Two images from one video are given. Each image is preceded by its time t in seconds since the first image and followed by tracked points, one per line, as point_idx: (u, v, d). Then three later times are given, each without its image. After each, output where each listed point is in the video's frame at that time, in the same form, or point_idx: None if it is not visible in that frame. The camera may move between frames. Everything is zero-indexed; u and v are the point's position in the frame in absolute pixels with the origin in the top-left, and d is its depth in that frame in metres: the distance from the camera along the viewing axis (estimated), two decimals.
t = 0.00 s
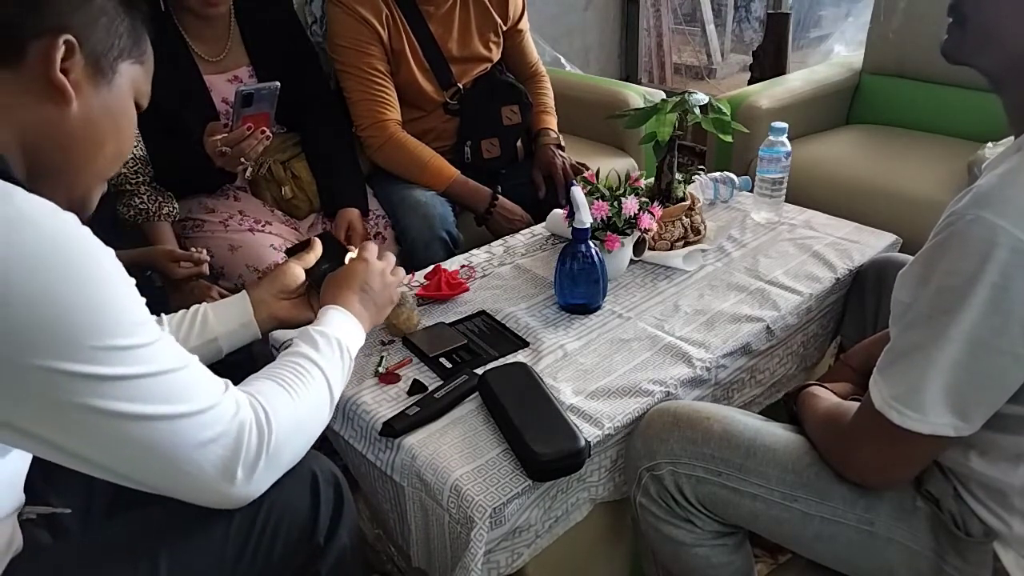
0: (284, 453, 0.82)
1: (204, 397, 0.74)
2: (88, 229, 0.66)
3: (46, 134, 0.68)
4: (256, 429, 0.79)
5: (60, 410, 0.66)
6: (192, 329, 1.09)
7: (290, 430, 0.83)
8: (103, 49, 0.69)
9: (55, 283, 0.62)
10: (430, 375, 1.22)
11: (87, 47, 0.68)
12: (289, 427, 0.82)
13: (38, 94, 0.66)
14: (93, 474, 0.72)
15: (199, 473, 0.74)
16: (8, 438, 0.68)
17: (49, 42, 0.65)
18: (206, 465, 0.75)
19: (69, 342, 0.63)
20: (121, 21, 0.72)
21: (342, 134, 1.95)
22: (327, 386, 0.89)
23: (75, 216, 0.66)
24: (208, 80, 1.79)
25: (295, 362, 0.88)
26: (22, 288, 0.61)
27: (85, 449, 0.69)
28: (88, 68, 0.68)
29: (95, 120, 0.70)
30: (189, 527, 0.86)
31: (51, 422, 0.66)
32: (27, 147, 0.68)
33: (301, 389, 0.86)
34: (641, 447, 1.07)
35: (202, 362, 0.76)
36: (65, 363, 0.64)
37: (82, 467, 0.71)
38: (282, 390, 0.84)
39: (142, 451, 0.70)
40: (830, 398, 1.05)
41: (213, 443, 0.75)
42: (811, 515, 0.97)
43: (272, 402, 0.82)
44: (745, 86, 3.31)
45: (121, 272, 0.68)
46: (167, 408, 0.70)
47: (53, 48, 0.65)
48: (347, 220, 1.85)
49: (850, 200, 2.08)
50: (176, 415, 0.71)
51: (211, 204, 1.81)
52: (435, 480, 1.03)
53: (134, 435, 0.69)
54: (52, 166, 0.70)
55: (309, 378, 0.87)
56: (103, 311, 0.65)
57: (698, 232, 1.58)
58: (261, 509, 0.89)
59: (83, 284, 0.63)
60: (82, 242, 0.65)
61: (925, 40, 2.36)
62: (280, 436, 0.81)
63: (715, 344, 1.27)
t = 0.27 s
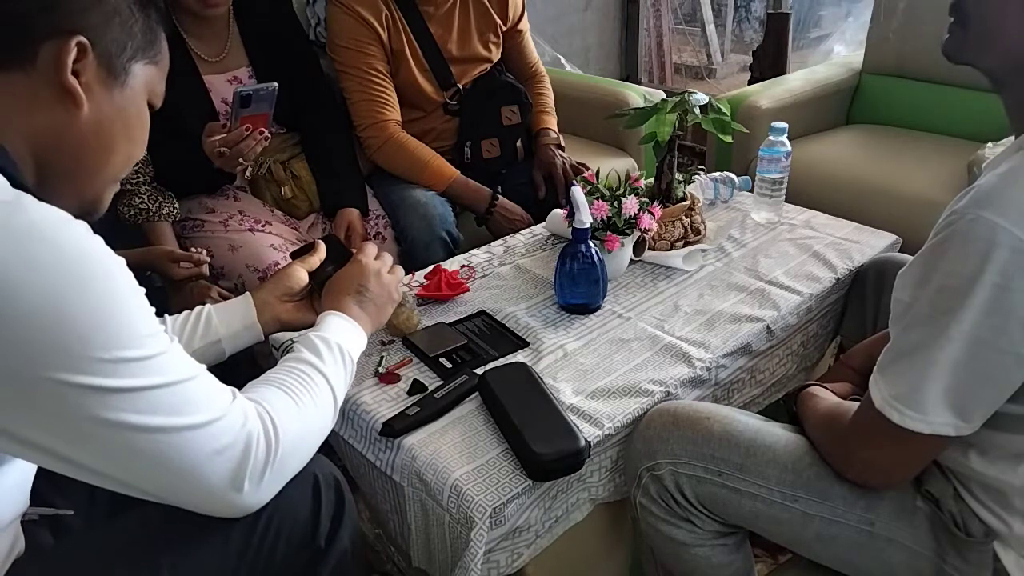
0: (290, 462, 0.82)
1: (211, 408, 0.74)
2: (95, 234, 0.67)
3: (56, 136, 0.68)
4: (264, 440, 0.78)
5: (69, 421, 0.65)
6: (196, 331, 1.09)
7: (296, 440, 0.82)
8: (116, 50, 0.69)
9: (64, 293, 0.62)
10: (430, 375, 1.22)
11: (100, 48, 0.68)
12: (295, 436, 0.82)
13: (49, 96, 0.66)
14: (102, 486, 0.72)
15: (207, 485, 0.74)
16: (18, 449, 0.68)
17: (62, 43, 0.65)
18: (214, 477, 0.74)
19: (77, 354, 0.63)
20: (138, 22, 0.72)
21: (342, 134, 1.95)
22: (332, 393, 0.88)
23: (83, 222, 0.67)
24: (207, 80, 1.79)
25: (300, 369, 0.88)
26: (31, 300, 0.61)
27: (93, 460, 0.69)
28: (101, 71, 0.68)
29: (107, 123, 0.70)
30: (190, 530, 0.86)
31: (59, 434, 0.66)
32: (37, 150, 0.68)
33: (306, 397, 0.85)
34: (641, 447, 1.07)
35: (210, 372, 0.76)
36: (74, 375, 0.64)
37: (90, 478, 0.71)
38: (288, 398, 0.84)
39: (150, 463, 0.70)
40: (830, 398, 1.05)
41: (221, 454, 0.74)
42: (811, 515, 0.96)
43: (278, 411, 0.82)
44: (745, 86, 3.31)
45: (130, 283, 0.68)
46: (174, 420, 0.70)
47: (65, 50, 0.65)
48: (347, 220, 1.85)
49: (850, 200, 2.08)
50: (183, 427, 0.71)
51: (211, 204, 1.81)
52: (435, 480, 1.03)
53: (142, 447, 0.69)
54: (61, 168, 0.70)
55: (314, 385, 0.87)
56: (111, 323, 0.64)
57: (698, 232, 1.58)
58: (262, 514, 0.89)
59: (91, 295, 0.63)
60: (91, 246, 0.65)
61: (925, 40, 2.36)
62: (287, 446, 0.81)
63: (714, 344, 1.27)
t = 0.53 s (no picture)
0: (294, 468, 0.81)
1: (215, 416, 0.73)
2: (99, 239, 0.67)
3: (61, 138, 0.68)
4: (268, 446, 0.78)
5: (73, 429, 0.66)
6: (199, 335, 1.09)
7: (301, 446, 0.82)
8: (122, 49, 0.69)
9: (67, 302, 0.62)
10: (430, 375, 1.22)
11: (105, 48, 0.68)
12: (299, 441, 0.82)
13: (53, 98, 0.66)
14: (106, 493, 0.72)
15: (211, 492, 0.74)
16: (23, 457, 0.68)
17: (67, 44, 0.65)
18: (217, 484, 0.74)
19: (80, 362, 0.63)
20: (144, 21, 0.72)
21: (342, 134, 1.95)
22: (335, 398, 0.88)
23: (86, 227, 0.67)
24: (207, 81, 1.79)
25: (303, 374, 0.88)
26: (34, 308, 0.61)
27: (98, 468, 0.69)
28: (106, 71, 0.68)
29: (112, 124, 0.70)
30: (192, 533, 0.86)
31: (64, 443, 0.66)
32: (41, 152, 0.68)
33: (310, 403, 0.85)
34: (641, 447, 1.07)
35: (214, 379, 0.76)
36: (76, 383, 0.64)
37: (96, 486, 0.71)
38: (292, 403, 0.84)
39: (154, 471, 0.70)
40: (830, 398, 1.05)
41: (225, 461, 0.74)
42: (812, 515, 0.97)
43: (282, 417, 0.82)
44: (745, 86, 3.31)
45: (134, 289, 0.68)
46: (178, 428, 0.70)
47: (70, 51, 0.65)
48: (347, 220, 1.85)
49: (850, 200, 2.08)
50: (186, 435, 0.70)
51: (211, 204, 1.81)
52: (435, 480, 1.03)
53: (146, 455, 0.69)
54: (65, 170, 0.70)
55: (317, 391, 0.87)
56: (114, 331, 0.64)
57: (698, 232, 1.58)
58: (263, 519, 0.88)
59: (94, 304, 0.63)
60: (95, 250, 0.65)
61: (925, 39, 2.36)
62: (291, 452, 0.81)
63: (714, 345, 1.27)
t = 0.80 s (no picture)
0: (295, 471, 0.81)
1: (215, 419, 0.73)
2: (99, 241, 0.67)
3: (60, 138, 0.68)
4: (269, 449, 0.78)
5: (73, 434, 0.66)
6: (200, 337, 1.09)
7: (302, 449, 0.82)
8: (122, 47, 0.69)
9: (66, 305, 0.62)
10: (430, 375, 1.22)
11: (104, 47, 0.68)
12: (300, 444, 0.82)
13: (52, 97, 0.66)
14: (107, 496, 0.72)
15: (211, 496, 0.74)
16: (24, 461, 0.68)
17: (67, 43, 0.65)
18: (218, 488, 0.74)
19: (79, 366, 0.63)
20: (144, 20, 0.72)
21: (342, 134, 1.95)
22: (335, 401, 0.88)
23: (87, 229, 0.68)
24: (207, 80, 1.79)
25: (303, 377, 0.88)
26: (33, 312, 0.61)
27: (99, 472, 0.69)
28: (105, 70, 0.68)
29: (111, 123, 0.70)
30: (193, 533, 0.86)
31: (64, 446, 0.66)
32: (40, 152, 0.68)
33: (310, 405, 0.85)
34: (641, 447, 1.07)
35: (214, 383, 0.76)
36: (76, 387, 0.64)
37: (96, 491, 0.71)
38: (292, 406, 0.84)
39: (154, 475, 0.70)
40: (829, 398, 1.05)
41: (225, 464, 0.74)
42: (812, 515, 0.96)
43: (282, 420, 0.82)
44: (745, 86, 3.31)
45: (133, 292, 0.68)
46: (178, 431, 0.70)
47: (69, 50, 0.65)
48: (347, 220, 1.85)
49: (849, 200, 2.08)
50: (187, 438, 0.70)
51: (211, 204, 1.81)
52: (435, 480, 1.03)
53: (146, 458, 0.69)
54: (64, 170, 0.70)
55: (318, 394, 0.86)
56: (113, 335, 0.64)
57: (698, 232, 1.58)
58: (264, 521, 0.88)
59: (93, 307, 0.63)
60: (95, 252, 0.66)
61: (925, 39, 2.36)
62: (292, 454, 0.81)
63: (714, 344, 1.27)
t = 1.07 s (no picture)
0: (294, 471, 0.81)
1: (215, 420, 0.73)
2: (99, 241, 0.67)
3: (58, 137, 0.68)
4: (268, 450, 0.78)
5: (73, 434, 0.66)
6: (200, 337, 1.09)
7: (301, 449, 0.82)
8: (120, 45, 0.69)
9: (65, 306, 0.62)
10: (430, 375, 1.22)
11: (102, 45, 0.68)
12: (299, 445, 0.82)
13: (50, 96, 0.66)
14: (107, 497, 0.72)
15: (212, 496, 0.74)
16: (24, 462, 0.68)
17: (64, 41, 0.65)
18: (218, 488, 0.74)
19: (79, 367, 0.63)
20: (141, 17, 0.72)
21: (342, 134, 1.95)
22: (335, 401, 0.88)
23: (86, 229, 0.68)
24: (207, 80, 1.79)
25: (303, 377, 0.88)
26: (32, 313, 0.61)
27: (99, 473, 0.69)
28: (104, 68, 0.68)
29: (110, 121, 0.70)
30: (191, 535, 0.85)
31: (64, 447, 0.66)
32: (39, 152, 0.68)
33: (310, 406, 0.85)
34: (641, 447, 1.07)
35: (214, 383, 0.76)
36: (76, 388, 0.64)
37: (96, 491, 0.71)
38: (291, 407, 0.84)
39: (154, 475, 0.70)
40: (830, 398, 1.05)
41: (225, 465, 0.74)
42: (812, 515, 0.96)
43: (282, 420, 0.82)
44: (745, 86, 3.31)
45: (133, 293, 0.68)
46: (178, 431, 0.70)
47: (67, 49, 0.65)
48: (347, 220, 1.85)
49: (850, 200, 2.08)
50: (187, 439, 0.70)
51: (211, 204, 1.81)
52: (435, 480, 1.03)
53: (145, 459, 0.69)
54: (62, 169, 0.70)
55: (317, 394, 0.87)
56: (113, 336, 0.64)
57: (698, 232, 1.58)
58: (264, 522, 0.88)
59: (93, 308, 0.63)
60: (95, 252, 0.66)
61: (925, 39, 2.36)
62: (291, 455, 0.81)
63: (714, 345, 1.27)
